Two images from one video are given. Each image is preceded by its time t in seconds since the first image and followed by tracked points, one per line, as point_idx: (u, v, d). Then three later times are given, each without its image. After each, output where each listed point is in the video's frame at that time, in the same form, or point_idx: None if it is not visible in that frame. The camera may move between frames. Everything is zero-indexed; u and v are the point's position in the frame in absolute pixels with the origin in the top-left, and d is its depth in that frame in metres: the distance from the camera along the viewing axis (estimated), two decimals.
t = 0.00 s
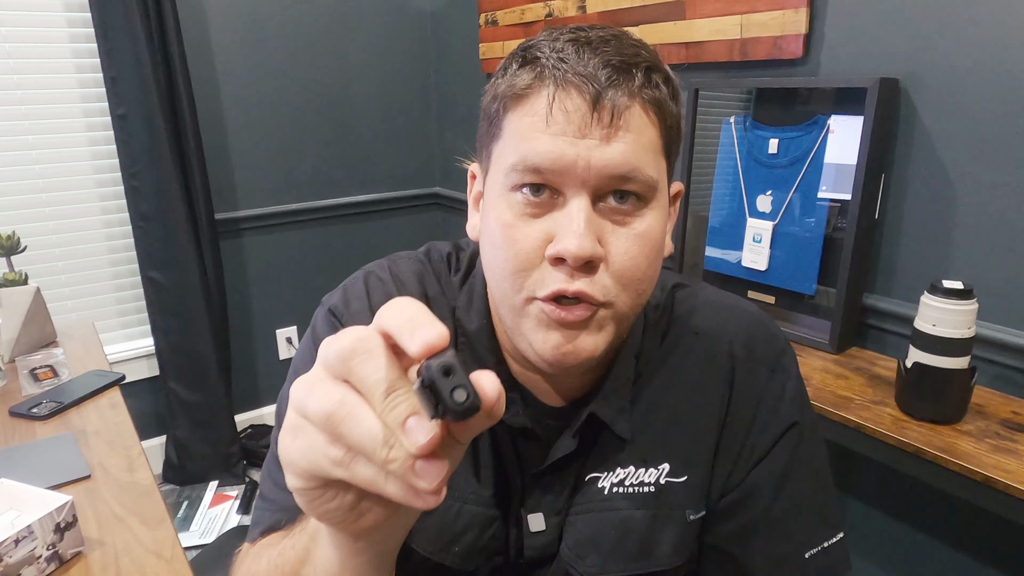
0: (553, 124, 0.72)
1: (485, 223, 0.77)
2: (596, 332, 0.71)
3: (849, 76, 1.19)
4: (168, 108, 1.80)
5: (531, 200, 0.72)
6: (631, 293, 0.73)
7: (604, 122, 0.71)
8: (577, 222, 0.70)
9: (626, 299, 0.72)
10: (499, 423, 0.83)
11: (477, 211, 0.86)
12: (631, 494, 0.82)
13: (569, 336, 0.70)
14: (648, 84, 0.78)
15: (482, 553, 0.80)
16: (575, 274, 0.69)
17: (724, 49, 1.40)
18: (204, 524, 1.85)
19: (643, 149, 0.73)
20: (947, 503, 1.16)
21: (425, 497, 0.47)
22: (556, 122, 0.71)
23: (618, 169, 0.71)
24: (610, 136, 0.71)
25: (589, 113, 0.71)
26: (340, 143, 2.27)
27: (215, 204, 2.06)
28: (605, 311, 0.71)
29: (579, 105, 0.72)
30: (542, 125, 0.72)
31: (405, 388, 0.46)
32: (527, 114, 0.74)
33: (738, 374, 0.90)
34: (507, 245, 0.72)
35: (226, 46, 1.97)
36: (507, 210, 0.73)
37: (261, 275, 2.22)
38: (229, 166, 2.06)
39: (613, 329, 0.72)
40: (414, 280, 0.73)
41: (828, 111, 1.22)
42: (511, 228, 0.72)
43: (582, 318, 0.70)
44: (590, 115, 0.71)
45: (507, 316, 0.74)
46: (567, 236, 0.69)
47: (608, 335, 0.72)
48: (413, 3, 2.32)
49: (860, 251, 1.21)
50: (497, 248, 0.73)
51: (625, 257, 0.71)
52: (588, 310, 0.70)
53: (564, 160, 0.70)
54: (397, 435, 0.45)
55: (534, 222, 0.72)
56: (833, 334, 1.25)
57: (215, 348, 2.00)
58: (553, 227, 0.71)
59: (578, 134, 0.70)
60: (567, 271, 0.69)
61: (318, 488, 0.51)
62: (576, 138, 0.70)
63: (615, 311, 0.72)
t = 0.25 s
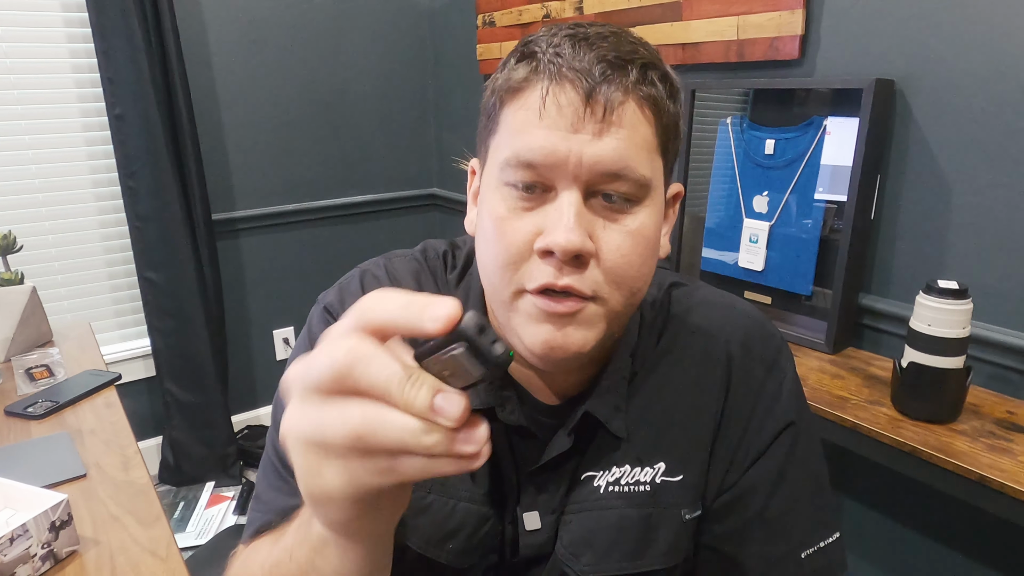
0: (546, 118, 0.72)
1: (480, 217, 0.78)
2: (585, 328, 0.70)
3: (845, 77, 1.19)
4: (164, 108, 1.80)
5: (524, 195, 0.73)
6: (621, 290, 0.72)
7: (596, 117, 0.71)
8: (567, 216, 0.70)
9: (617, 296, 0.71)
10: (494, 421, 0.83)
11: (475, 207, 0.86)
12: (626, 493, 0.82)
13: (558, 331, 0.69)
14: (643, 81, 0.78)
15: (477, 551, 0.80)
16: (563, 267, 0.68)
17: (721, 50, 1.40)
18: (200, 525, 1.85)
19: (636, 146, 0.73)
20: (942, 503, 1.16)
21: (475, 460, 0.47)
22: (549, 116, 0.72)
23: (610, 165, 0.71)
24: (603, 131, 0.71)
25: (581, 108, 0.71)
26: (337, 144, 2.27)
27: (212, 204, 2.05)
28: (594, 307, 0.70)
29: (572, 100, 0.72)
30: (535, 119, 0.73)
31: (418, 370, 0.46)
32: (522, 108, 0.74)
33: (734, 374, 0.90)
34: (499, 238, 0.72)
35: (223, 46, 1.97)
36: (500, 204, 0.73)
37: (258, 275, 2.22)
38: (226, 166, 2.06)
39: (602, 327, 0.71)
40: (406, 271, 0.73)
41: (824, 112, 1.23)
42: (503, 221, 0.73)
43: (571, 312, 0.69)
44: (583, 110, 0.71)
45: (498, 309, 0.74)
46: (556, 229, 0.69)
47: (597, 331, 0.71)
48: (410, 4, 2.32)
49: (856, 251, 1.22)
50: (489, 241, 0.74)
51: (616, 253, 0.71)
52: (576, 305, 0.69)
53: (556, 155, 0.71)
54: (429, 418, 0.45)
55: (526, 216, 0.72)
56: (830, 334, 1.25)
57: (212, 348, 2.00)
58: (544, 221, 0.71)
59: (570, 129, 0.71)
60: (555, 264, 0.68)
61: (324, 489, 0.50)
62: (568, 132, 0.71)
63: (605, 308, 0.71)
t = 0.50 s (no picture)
0: (544, 113, 0.73)
1: (478, 208, 0.79)
2: (561, 323, 0.70)
3: (842, 80, 1.20)
4: (164, 111, 1.80)
5: (519, 188, 0.74)
6: (605, 291, 0.72)
7: (591, 117, 0.72)
8: (555, 210, 0.70)
9: (601, 296, 0.72)
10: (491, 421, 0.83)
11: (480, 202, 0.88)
12: (624, 495, 0.82)
13: (538, 325, 0.69)
14: (645, 86, 0.78)
15: (474, 551, 0.81)
16: (547, 261, 0.69)
17: (719, 53, 1.41)
18: (199, 527, 1.84)
19: (630, 149, 0.74)
20: (941, 505, 1.17)
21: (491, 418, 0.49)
22: (547, 111, 0.73)
23: (601, 165, 0.71)
24: (597, 131, 0.72)
25: (578, 106, 0.72)
26: (336, 146, 2.28)
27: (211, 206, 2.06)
28: (575, 303, 0.70)
29: (570, 97, 0.73)
30: (534, 114, 0.73)
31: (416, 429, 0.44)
32: (524, 103, 0.75)
33: (731, 377, 0.91)
34: (492, 229, 0.74)
35: (223, 49, 1.98)
36: (496, 196, 0.75)
37: (258, 277, 2.22)
38: (226, 168, 2.06)
39: (583, 325, 0.71)
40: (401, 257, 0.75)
41: (823, 115, 1.23)
42: (497, 212, 0.74)
43: (552, 309, 0.69)
44: (579, 108, 0.72)
45: (486, 298, 0.75)
46: (543, 223, 0.70)
47: (577, 330, 0.71)
48: (409, 6, 2.33)
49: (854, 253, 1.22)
50: (484, 231, 0.75)
51: (601, 253, 0.71)
52: (557, 299, 0.70)
53: (550, 150, 0.71)
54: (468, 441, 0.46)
55: (518, 209, 0.73)
56: (828, 337, 1.26)
57: (212, 350, 2.00)
58: (534, 215, 0.72)
59: (565, 126, 0.71)
60: (539, 257, 0.69)
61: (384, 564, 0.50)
62: (564, 129, 0.71)
63: (588, 307, 0.71)
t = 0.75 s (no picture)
0: (541, 112, 0.73)
1: (476, 207, 0.79)
2: (561, 322, 0.70)
3: (840, 79, 1.20)
4: (161, 111, 1.80)
5: (517, 188, 0.74)
6: (603, 290, 0.73)
7: (589, 116, 0.72)
8: (553, 210, 0.71)
9: (599, 295, 0.72)
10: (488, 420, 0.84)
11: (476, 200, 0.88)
12: (620, 493, 0.82)
13: (538, 323, 0.70)
14: (643, 84, 0.78)
15: (471, 551, 0.81)
16: (546, 261, 0.70)
17: (717, 53, 1.41)
18: (198, 527, 1.84)
19: (628, 148, 0.74)
20: (938, 503, 1.17)
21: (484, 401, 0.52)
22: (545, 111, 0.73)
23: (600, 165, 0.71)
24: (595, 130, 0.72)
25: (576, 105, 0.72)
26: (335, 147, 2.27)
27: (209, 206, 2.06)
28: (573, 303, 0.71)
29: (568, 96, 0.73)
30: (531, 113, 0.73)
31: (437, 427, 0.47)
32: (521, 101, 0.75)
33: (727, 375, 0.91)
34: (489, 228, 0.74)
35: (221, 49, 1.98)
36: (494, 195, 0.75)
37: (256, 277, 2.22)
38: (223, 168, 2.06)
39: (582, 324, 0.72)
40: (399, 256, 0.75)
41: (820, 114, 1.23)
42: (495, 212, 0.74)
43: (551, 308, 0.70)
44: (577, 108, 0.72)
45: (485, 297, 0.76)
46: (541, 223, 0.70)
47: (576, 329, 0.71)
48: (407, 6, 2.32)
49: (851, 252, 1.22)
50: (481, 231, 0.75)
51: (600, 251, 0.72)
52: (557, 299, 0.70)
53: (548, 150, 0.71)
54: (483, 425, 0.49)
55: (516, 209, 0.74)
56: (826, 336, 1.26)
57: (210, 351, 2.00)
58: (532, 214, 0.72)
59: (563, 126, 0.71)
60: (538, 257, 0.70)
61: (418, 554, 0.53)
62: (562, 129, 0.71)
63: (586, 306, 0.72)
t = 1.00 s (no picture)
0: (537, 116, 0.73)
1: (472, 209, 0.79)
2: (556, 326, 0.71)
3: (838, 78, 1.20)
4: (159, 110, 1.79)
5: (513, 191, 0.74)
6: (599, 294, 0.73)
7: (586, 120, 0.72)
8: (548, 214, 0.71)
9: (594, 299, 0.72)
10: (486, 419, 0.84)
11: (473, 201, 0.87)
12: (619, 493, 0.82)
13: (533, 327, 0.70)
14: (640, 86, 0.78)
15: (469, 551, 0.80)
16: (541, 265, 0.70)
17: (716, 51, 1.41)
18: (196, 527, 1.84)
19: (625, 152, 0.74)
20: (936, 502, 1.17)
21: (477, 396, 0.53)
22: (541, 114, 0.72)
23: (596, 169, 0.71)
24: (591, 134, 0.71)
25: (572, 109, 0.72)
26: (333, 146, 2.27)
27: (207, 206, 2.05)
28: (568, 307, 0.71)
29: (564, 99, 0.72)
30: (527, 116, 0.73)
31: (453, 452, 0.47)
32: (517, 104, 0.75)
33: (725, 374, 0.91)
34: (485, 231, 0.74)
35: (219, 48, 1.97)
36: (489, 198, 0.75)
37: (254, 276, 2.22)
38: (221, 167, 2.05)
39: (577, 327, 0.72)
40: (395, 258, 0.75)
41: (819, 113, 1.23)
42: (491, 215, 0.74)
43: (547, 313, 0.70)
44: (574, 111, 0.72)
45: (481, 300, 0.76)
46: (537, 227, 0.70)
47: (571, 332, 0.72)
48: (406, 5, 2.32)
49: (850, 251, 1.22)
50: (477, 234, 0.75)
51: (595, 255, 0.72)
52: (552, 303, 0.70)
53: (544, 154, 0.71)
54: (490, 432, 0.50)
55: (512, 212, 0.73)
56: (825, 334, 1.26)
57: (208, 350, 2.00)
58: (527, 218, 0.72)
59: (559, 129, 0.71)
60: (534, 261, 0.70)
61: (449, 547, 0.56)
62: (558, 133, 0.71)
63: (582, 309, 0.72)
